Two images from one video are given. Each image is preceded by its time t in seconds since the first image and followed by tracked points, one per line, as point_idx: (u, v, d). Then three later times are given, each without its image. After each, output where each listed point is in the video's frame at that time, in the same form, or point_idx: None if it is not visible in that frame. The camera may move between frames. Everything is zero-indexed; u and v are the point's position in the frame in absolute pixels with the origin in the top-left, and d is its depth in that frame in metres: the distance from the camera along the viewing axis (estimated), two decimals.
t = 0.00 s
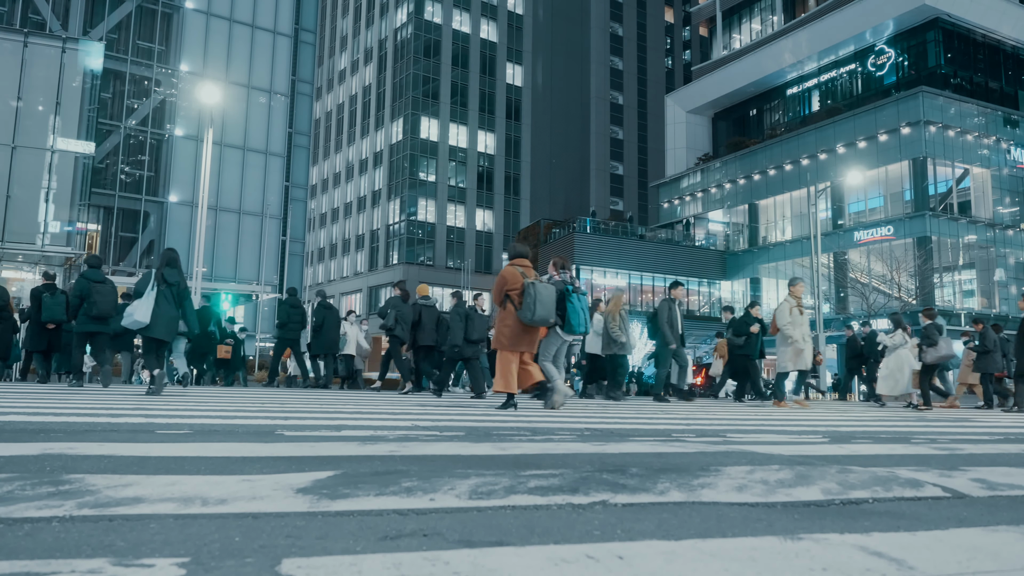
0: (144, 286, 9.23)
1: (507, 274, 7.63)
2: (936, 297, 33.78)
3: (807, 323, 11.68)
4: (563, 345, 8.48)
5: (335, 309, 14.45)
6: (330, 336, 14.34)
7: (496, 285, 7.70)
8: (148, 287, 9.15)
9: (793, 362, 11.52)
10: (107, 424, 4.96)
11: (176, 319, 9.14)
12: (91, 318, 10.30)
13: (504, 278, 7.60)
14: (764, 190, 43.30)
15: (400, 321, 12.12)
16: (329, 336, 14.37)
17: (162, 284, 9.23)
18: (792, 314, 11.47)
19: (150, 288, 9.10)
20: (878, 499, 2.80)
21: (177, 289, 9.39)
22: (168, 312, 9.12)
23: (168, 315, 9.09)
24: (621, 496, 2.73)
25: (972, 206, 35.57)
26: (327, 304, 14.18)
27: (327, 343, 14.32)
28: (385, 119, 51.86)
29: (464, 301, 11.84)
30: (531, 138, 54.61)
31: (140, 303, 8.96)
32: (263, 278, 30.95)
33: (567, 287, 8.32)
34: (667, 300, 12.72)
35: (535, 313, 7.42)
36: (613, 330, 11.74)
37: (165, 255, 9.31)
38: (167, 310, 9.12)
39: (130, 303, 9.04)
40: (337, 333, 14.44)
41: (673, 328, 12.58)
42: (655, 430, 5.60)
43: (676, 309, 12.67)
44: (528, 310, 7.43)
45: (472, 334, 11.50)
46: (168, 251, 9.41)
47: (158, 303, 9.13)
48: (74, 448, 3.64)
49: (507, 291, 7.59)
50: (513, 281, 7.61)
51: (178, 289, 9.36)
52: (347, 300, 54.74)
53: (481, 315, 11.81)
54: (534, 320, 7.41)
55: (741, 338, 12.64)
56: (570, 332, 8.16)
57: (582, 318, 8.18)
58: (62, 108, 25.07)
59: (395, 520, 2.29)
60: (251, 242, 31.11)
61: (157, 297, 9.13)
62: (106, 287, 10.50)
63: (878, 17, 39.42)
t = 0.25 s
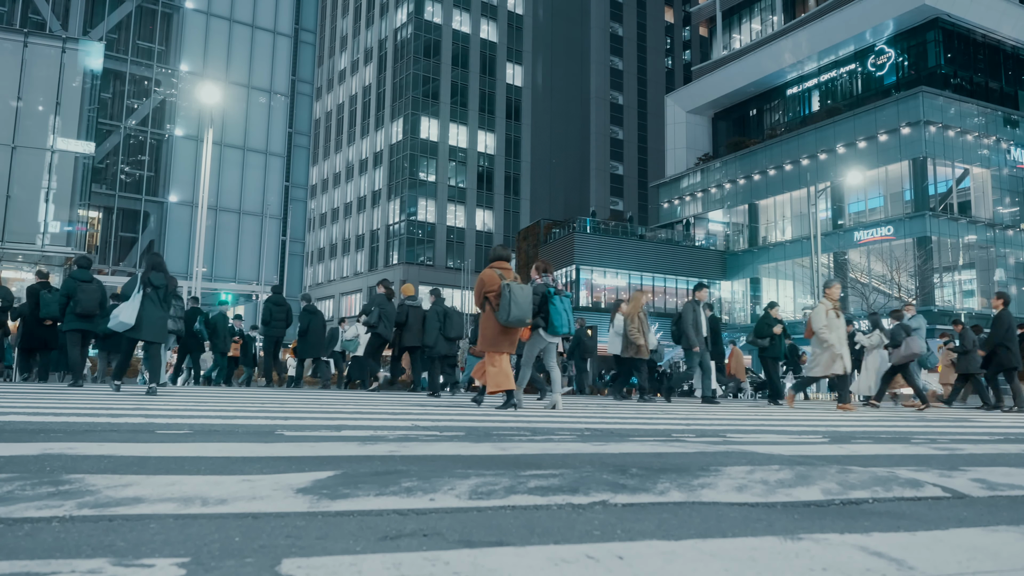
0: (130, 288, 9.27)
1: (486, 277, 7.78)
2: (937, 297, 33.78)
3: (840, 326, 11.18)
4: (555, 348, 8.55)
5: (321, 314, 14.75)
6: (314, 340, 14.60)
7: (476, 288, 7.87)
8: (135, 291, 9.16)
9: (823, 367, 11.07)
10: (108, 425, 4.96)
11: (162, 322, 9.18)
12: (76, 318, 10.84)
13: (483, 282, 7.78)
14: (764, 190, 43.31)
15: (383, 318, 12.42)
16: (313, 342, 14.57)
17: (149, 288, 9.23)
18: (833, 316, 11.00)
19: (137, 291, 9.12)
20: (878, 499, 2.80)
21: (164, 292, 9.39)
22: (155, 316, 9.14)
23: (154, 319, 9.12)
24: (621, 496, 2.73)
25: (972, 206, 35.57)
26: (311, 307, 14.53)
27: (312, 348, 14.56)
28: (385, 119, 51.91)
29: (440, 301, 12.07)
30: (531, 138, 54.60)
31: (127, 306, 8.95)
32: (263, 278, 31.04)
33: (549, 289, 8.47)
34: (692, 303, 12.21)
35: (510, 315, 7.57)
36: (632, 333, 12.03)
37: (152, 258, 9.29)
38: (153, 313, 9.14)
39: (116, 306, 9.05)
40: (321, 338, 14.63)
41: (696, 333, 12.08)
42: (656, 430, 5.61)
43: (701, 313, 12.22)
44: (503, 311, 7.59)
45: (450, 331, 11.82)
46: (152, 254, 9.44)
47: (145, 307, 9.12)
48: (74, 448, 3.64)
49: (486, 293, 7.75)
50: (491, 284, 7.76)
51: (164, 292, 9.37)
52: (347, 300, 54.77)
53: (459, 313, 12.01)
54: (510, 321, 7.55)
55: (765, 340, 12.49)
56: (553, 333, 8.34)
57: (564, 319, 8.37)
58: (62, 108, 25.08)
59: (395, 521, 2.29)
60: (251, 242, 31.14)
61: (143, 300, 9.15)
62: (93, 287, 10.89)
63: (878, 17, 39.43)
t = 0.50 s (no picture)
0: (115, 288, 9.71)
1: (468, 277, 8.18)
2: (937, 297, 33.77)
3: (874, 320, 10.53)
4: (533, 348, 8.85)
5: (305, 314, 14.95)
6: (301, 336, 14.71)
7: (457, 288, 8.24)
8: (118, 291, 9.58)
9: (872, 361, 10.17)
10: (107, 425, 4.97)
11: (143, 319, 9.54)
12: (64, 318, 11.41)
13: (465, 281, 8.14)
14: (764, 190, 43.30)
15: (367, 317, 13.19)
16: (300, 338, 14.73)
17: (133, 287, 9.64)
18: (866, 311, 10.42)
19: (121, 289, 9.52)
20: (878, 500, 2.80)
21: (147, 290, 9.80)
22: (139, 313, 9.54)
23: (138, 316, 9.53)
24: (621, 496, 2.73)
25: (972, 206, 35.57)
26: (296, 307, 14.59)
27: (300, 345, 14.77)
28: (385, 119, 51.90)
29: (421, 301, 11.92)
30: (531, 138, 54.58)
31: (111, 305, 9.37)
32: (263, 278, 31.11)
33: (525, 289, 8.71)
34: (714, 299, 12.03)
35: (490, 316, 7.96)
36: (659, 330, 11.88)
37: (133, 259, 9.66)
38: (135, 311, 9.53)
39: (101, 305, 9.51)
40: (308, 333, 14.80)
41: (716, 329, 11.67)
42: (656, 430, 5.61)
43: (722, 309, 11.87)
44: (484, 312, 7.99)
45: (430, 333, 11.61)
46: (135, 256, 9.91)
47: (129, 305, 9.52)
48: (74, 449, 3.64)
49: (467, 294, 8.15)
50: (472, 285, 8.14)
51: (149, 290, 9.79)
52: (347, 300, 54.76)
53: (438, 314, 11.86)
54: (489, 323, 7.96)
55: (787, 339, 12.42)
56: (531, 332, 8.64)
57: (541, 319, 8.67)
58: (62, 108, 25.08)
59: (395, 521, 2.29)
60: (251, 242, 31.13)
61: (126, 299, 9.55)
62: (83, 290, 11.55)
63: (878, 17, 39.44)
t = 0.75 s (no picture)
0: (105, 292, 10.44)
1: (451, 279, 8.13)
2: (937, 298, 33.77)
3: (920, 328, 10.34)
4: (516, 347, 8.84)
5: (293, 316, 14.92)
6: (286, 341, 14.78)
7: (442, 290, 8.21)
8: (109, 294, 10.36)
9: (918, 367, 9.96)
10: (107, 425, 4.97)
11: (129, 321, 10.34)
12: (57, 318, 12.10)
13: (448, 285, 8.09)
14: (764, 190, 43.28)
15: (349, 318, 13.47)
16: (287, 341, 14.79)
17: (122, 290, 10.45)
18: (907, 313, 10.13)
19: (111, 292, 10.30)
20: (878, 500, 2.80)
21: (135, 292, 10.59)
22: (128, 315, 10.36)
23: (127, 316, 10.33)
24: (621, 496, 2.73)
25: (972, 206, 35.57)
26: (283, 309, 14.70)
27: (285, 349, 14.83)
28: (385, 119, 51.92)
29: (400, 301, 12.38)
30: (531, 138, 54.60)
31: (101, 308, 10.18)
32: (263, 278, 31.06)
33: (508, 289, 8.76)
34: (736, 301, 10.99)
35: (475, 315, 8.01)
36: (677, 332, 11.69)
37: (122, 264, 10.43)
38: (122, 312, 10.31)
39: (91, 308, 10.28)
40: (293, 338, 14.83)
41: (740, 332, 10.73)
42: (656, 430, 5.61)
43: (745, 312, 10.92)
44: (469, 312, 8.02)
45: (409, 330, 12.39)
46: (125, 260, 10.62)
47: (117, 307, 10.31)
48: (74, 449, 3.64)
49: (450, 295, 8.11)
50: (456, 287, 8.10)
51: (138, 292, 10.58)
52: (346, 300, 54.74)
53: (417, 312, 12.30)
54: (475, 322, 8.00)
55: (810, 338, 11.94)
56: (514, 332, 8.61)
57: (524, 318, 8.62)
58: (62, 108, 25.09)
59: (395, 521, 2.29)
60: (251, 242, 31.13)
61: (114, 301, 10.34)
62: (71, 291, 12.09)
63: (878, 17, 39.45)
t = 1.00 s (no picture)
0: (101, 292, 10.42)
1: (431, 281, 8.27)
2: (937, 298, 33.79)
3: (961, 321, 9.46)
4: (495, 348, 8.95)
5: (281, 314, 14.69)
6: (275, 339, 14.51)
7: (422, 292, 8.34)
8: (105, 294, 10.35)
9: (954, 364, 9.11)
10: (107, 424, 4.97)
11: (128, 321, 10.37)
12: (40, 320, 12.00)
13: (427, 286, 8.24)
14: (764, 190, 43.25)
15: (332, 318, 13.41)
16: (275, 339, 14.49)
17: (118, 289, 10.41)
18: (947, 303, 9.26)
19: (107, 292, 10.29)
20: (879, 499, 2.79)
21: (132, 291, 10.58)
22: (126, 315, 10.39)
23: (124, 316, 10.37)
24: (621, 495, 2.73)
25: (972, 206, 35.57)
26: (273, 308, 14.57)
27: (272, 347, 14.56)
28: (385, 119, 51.90)
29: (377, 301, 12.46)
30: (531, 138, 54.62)
31: (97, 308, 10.20)
32: (263, 278, 31.04)
33: (494, 294, 8.90)
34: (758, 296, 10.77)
35: (451, 317, 8.02)
36: (694, 333, 11.76)
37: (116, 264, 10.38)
38: (120, 312, 10.33)
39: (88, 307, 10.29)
40: (282, 335, 14.53)
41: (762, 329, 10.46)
42: (656, 430, 5.62)
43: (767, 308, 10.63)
44: (446, 314, 8.04)
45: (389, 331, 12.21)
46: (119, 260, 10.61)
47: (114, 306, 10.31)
48: (75, 448, 3.65)
49: (431, 298, 8.22)
50: (434, 289, 8.22)
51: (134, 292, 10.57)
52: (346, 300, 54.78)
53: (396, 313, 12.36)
54: (450, 324, 8.01)
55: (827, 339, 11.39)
56: (497, 335, 8.78)
57: (508, 322, 8.82)
58: (62, 108, 25.09)
59: (395, 520, 2.29)
60: (251, 242, 31.12)
61: (111, 301, 10.33)
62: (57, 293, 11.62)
63: (878, 17, 39.46)
